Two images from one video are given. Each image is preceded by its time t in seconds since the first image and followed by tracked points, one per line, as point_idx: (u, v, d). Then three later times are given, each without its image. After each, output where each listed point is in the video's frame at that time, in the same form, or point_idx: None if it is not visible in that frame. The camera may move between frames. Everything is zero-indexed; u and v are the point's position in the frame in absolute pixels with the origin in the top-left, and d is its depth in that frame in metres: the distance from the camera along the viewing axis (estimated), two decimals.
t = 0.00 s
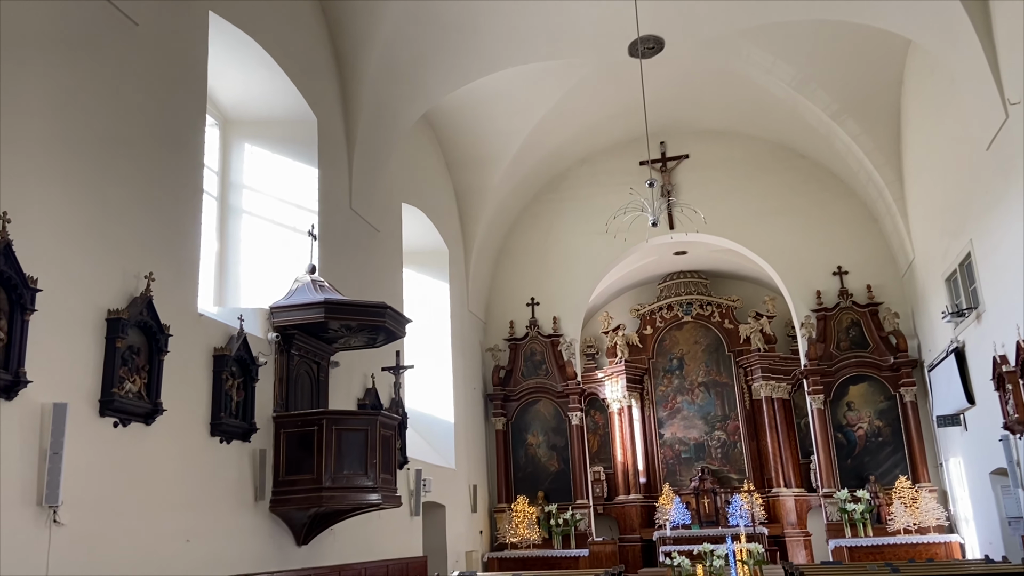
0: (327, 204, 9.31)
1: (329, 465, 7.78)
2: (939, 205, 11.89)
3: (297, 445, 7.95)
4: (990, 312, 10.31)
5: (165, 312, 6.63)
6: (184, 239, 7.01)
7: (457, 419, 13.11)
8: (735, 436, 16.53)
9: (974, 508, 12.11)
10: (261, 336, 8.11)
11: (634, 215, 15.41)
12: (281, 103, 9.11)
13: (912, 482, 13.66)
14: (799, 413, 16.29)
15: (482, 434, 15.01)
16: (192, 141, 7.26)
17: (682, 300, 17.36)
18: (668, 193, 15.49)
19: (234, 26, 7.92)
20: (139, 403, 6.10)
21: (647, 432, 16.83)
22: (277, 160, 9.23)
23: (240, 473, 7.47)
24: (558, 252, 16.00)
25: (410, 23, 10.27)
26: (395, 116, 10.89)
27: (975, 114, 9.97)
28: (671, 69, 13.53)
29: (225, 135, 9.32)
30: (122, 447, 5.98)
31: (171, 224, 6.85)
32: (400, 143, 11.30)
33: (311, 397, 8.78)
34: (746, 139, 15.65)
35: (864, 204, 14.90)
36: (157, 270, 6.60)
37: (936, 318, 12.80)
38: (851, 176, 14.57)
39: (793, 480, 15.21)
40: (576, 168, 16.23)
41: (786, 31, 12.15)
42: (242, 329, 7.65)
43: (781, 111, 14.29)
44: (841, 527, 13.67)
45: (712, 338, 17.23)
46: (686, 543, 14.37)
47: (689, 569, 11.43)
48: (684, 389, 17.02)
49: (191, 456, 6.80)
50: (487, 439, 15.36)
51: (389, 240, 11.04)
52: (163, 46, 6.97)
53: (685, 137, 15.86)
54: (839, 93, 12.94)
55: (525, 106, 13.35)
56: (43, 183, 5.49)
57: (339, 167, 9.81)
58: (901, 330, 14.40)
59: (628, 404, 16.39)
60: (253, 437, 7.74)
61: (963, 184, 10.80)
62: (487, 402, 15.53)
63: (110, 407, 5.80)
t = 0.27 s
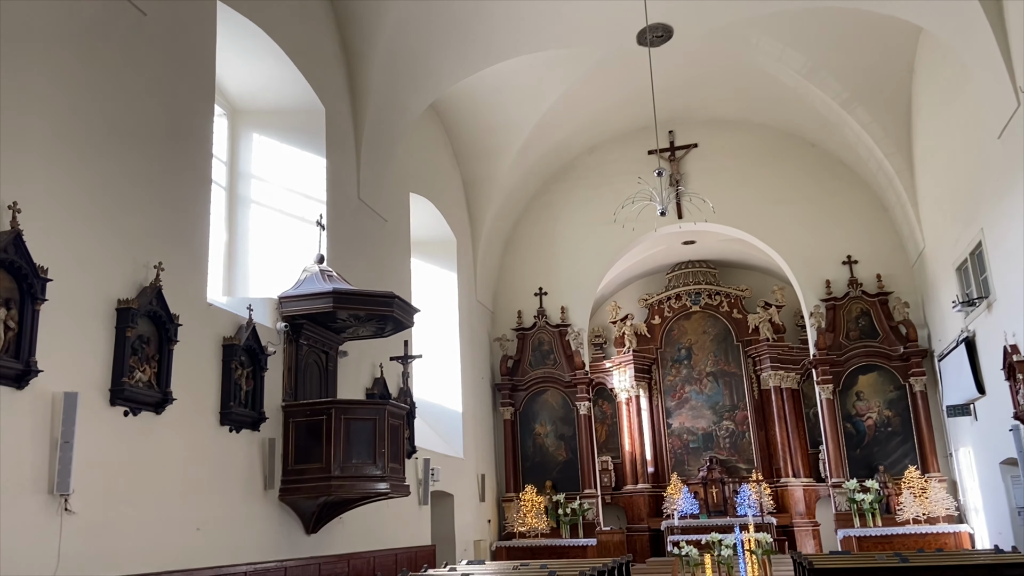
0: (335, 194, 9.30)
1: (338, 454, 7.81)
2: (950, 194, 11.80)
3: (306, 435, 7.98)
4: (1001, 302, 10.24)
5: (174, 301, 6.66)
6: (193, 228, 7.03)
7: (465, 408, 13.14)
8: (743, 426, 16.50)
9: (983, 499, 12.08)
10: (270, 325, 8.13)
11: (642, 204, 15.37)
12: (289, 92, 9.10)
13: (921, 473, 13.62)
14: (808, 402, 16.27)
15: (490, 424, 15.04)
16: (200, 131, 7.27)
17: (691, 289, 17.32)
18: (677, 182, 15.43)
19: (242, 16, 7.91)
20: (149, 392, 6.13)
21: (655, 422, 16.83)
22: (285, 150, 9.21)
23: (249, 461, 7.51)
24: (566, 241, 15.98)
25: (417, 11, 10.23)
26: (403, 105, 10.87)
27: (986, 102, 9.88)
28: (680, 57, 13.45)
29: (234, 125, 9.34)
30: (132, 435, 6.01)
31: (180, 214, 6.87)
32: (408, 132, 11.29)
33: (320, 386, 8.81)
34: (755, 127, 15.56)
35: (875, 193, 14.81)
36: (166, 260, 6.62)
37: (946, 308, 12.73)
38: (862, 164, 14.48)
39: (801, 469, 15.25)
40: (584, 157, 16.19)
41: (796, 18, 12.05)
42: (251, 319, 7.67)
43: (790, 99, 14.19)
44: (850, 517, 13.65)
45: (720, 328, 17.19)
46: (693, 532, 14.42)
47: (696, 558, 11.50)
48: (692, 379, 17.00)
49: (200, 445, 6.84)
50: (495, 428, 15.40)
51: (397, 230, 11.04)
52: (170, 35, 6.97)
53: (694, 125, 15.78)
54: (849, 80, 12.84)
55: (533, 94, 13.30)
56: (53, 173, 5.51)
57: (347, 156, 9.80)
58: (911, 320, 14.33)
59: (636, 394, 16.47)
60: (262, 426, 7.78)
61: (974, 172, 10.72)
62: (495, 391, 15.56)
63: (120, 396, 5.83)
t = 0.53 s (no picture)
0: (341, 188, 9.31)
1: (344, 448, 7.82)
2: (958, 187, 11.74)
3: (313, 428, 8.01)
4: (1008, 295, 10.19)
5: (181, 295, 6.68)
6: (199, 222, 7.04)
7: (471, 402, 13.16)
8: (749, 420, 16.49)
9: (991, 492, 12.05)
10: (276, 319, 8.15)
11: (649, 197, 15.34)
12: (295, 87, 9.10)
13: (928, 467, 13.58)
14: (815, 396, 16.25)
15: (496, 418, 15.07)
16: (206, 125, 7.28)
17: (697, 283, 17.29)
18: (683, 175, 15.39)
19: (248, 10, 7.90)
20: (156, 386, 6.16)
21: (661, 416, 16.83)
22: (291, 144, 9.23)
23: (256, 455, 7.54)
24: (572, 235, 15.96)
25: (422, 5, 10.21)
26: (408, 99, 10.87)
27: (995, 95, 9.81)
28: (686, 49, 13.39)
29: (240, 119, 9.34)
30: (139, 428, 6.04)
31: (186, 208, 6.88)
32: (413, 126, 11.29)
33: (326, 380, 8.83)
34: (762, 120, 15.50)
35: (882, 186, 14.75)
36: (173, 254, 6.64)
37: (954, 301, 12.68)
38: (870, 158, 14.41)
39: (808, 464, 15.24)
40: (590, 150, 16.15)
41: (803, 10, 11.98)
42: (258, 313, 7.69)
43: (798, 92, 14.12)
44: (856, 511, 13.64)
45: (726, 321, 17.16)
46: (699, 525, 14.44)
47: (702, 551, 11.60)
48: (698, 372, 16.99)
49: (207, 438, 6.87)
50: (501, 422, 15.42)
51: (402, 224, 11.05)
52: (176, 29, 6.97)
53: (701, 118, 15.72)
54: (857, 73, 12.76)
55: (539, 88, 13.27)
56: (60, 167, 5.52)
57: (353, 151, 9.80)
58: (919, 314, 14.27)
59: (641, 387, 16.46)
60: (269, 419, 7.81)
61: (983, 165, 10.66)
62: (500, 385, 15.58)
63: (128, 389, 5.86)
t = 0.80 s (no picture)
0: (349, 183, 9.31)
1: (352, 442, 7.84)
2: (968, 180, 11.67)
3: (321, 422, 8.04)
4: (1018, 290, 10.14)
5: (190, 290, 6.70)
6: (207, 217, 7.06)
7: (479, 396, 13.17)
8: (758, 415, 16.46)
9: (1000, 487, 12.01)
10: (285, 314, 8.17)
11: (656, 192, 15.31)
12: (303, 82, 9.10)
13: (937, 461, 13.54)
14: (823, 391, 16.21)
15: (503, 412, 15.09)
16: (214, 120, 7.29)
17: (704, 278, 17.26)
18: (691, 169, 15.35)
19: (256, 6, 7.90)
20: (165, 380, 6.18)
21: (668, 410, 16.81)
22: (299, 139, 9.23)
23: (264, 449, 7.57)
24: (580, 230, 15.94)
25: None
26: (416, 93, 10.87)
27: (1004, 88, 9.74)
28: (694, 42, 13.33)
29: (248, 114, 9.38)
30: (149, 423, 6.06)
31: (194, 204, 6.90)
32: (420, 121, 11.28)
33: (334, 374, 8.85)
34: (771, 114, 15.44)
35: (892, 180, 14.68)
36: (182, 249, 6.66)
37: (964, 295, 12.61)
38: (879, 151, 14.33)
39: (816, 459, 15.21)
40: (597, 145, 16.11)
41: (812, 3, 11.91)
42: (266, 307, 7.72)
43: (806, 85, 14.06)
44: (864, 506, 13.61)
45: (734, 316, 17.12)
46: (707, 520, 14.44)
47: (710, 546, 11.64)
48: (706, 367, 16.97)
49: (216, 432, 6.89)
50: (508, 417, 15.44)
51: (410, 219, 11.05)
52: (184, 25, 6.98)
53: (709, 112, 15.67)
54: (866, 66, 12.69)
55: (546, 82, 13.25)
56: (69, 163, 5.54)
57: (360, 146, 9.80)
58: (928, 308, 14.21)
59: (649, 382, 16.45)
60: (277, 414, 7.83)
61: (992, 159, 10.59)
62: (508, 380, 15.59)
63: (137, 383, 5.88)
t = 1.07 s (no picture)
0: (359, 177, 9.32)
1: (363, 435, 7.86)
2: (982, 172, 11.57)
3: (333, 415, 8.07)
4: None
5: (202, 284, 6.72)
6: (219, 211, 7.08)
7: (489, 390, 13.19)
8: (769, 408, 16.42)
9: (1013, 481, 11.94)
10: (296, 307, 8.19)
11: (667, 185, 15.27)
12: (313, 76, 9.11)
13: (950, 455, 13.47)
14: (835, 384, 16.16)
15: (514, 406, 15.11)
16: (224, 115, 7.31)
17: (716, 271, 17.20)
18: (702, 162, 15.29)
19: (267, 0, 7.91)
20: (178, 373, 6.21)
21: (680, 404, 16.79)
22: (310, 133, 9.24)
23: (276, 442, 7.60)
24: (590, 223, 15.92)
25: None
26: (427, 86, 10.89)
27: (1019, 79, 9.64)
28: (705, 34, 13.25)
29: (259, 108, 9.38)
30: (161, 416, 6.09)
31: (205, 198, 6.92)
32: (431, 115, 11.29)
33: (346, 368, 8.87)
34: (783, 106, 15.36)
35: (905, 172, 14.58)
36: (194, 243, 6.68)
37: (977, 288, 12.53)
38: (892, 143, 14.24)
39: (828, 452, 15.18)
40: (608, 138, 16.05)
41: None
42: (277, 301, 7.74)
43: (818, 77, 13.97)
44: (877, 500, 13.56)
45: (746, 309, 17.07)
46: (718, 514, 14.44)
47: (721, 539, 11.63)
48: (717, 361, 16.92)
49: (228, 425, 6.93)
50: (519, 410, 15.46)
51: (421, 213, 11.06)
52: (194, 20, 6.99)
53: (720, 104, 15.59)
54: (879, 58, 12.59)
55: (556, 75, 13.21)
56: (81, 158, 5.55)
57: (371, 140, 9.81)
58: (941, 301, 14.12)
59: (660, 375, 16.43)
60: (289, 407, 7.86)
61: (1007, 150, 10.49)
62: (519, 373, 15.61)
63: (150, 376, 5.91)
